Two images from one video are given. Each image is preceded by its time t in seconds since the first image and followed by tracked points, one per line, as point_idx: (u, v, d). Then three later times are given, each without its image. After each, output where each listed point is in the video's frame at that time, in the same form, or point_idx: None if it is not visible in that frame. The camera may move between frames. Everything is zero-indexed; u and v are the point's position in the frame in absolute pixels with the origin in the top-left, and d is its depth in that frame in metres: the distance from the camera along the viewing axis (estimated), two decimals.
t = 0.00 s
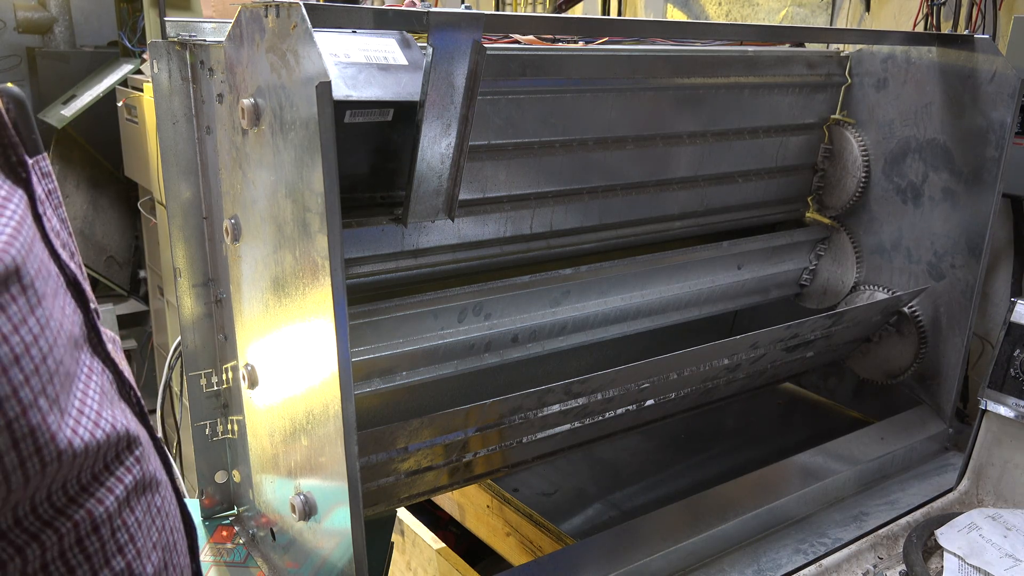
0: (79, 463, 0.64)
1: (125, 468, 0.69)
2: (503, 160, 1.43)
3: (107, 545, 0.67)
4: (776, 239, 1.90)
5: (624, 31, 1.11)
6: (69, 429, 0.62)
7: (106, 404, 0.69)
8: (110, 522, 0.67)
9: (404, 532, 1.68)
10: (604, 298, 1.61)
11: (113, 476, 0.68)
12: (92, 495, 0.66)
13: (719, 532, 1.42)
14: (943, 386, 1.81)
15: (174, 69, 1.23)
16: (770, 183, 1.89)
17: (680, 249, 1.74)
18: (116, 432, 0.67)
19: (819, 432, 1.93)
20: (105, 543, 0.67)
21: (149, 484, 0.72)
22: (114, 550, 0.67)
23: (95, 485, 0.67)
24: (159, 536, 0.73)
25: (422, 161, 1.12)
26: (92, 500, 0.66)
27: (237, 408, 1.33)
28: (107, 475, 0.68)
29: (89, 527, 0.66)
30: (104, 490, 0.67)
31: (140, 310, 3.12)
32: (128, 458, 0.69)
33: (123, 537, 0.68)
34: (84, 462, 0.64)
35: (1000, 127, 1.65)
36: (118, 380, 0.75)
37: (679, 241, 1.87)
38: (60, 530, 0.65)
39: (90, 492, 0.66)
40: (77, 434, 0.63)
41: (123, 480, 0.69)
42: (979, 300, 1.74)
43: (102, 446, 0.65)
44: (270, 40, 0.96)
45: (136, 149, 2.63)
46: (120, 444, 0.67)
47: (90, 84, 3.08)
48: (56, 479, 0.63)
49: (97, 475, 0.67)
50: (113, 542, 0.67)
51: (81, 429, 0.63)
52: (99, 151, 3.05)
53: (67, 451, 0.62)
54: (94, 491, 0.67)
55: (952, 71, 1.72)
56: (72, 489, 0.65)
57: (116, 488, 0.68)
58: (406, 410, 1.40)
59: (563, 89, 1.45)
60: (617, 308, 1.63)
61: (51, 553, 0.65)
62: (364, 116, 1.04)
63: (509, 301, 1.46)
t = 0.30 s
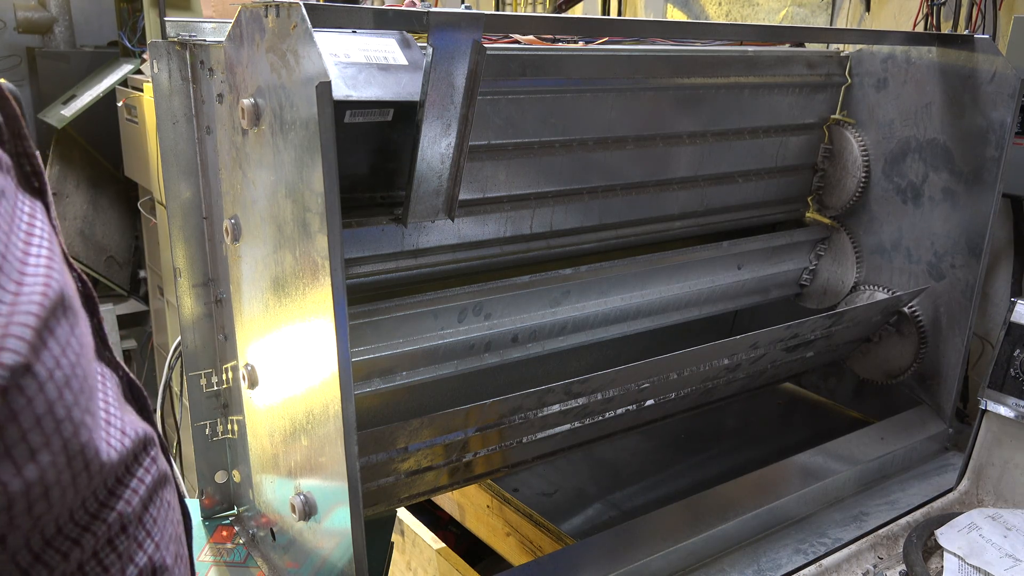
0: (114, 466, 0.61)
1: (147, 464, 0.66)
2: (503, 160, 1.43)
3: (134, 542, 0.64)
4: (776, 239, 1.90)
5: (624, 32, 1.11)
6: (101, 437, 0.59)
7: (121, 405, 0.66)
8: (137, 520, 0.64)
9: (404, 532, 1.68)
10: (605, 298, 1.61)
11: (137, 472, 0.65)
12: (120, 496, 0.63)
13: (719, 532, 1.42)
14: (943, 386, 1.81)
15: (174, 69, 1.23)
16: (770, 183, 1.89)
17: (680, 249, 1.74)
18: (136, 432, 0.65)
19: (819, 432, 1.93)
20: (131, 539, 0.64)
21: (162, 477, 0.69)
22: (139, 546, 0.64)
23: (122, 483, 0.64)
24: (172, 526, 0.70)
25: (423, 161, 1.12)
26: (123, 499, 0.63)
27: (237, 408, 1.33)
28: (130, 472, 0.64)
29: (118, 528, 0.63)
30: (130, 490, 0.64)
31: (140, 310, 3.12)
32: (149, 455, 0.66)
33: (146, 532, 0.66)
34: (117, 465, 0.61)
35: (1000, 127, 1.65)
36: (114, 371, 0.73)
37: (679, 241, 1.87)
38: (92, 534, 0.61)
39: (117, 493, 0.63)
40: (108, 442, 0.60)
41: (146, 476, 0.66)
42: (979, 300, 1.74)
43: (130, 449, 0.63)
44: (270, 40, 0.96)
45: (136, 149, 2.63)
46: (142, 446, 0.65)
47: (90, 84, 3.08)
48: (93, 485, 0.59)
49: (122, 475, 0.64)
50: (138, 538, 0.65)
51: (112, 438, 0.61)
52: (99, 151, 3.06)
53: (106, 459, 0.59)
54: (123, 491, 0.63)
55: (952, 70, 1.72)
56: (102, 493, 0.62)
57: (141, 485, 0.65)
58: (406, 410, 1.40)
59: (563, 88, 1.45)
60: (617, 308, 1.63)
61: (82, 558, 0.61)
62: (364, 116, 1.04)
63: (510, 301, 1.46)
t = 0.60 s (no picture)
0: (146, 447, 0.55)
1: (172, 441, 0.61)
2: (503, 160, 1.43)
3: (163, 523, 0.60)
4: (776, 239, 1.90)
5: (624, 32, 1.11)
6: (140, 409, 0.55)
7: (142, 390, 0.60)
8: (167, 500, 0.60)
9: (404, 532, 1.68)
10: (605, 298, 1.61)
11: (165, 451, 0.60)
12: (155, 477, 0.58)
13: (719, 532, 1.42)
14: (943, 386, 1.80)
15: (174, 69, 1.23)
16: (770, 183, 1.89)
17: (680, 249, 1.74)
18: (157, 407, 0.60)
19: (819, 432, 1.93)
20: (161, 520, 0.59)
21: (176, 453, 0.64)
22: (168, 526, 0.60)
23: (154, 464, 0.58)
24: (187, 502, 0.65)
25: (422, 161, 1.12)
26: (157, 479, 0.58)
27: (237, 408, 1.33)
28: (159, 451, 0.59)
29: (151, 510, 0.58)
30: (160, 469, 0.59)
31: (140, 310, 3.11)
32: (176, 431, 0.61)
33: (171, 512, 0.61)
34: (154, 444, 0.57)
35: (1000, 127, 1.65)
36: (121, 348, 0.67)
37: (679, 241, 1.87)
38: (127, 518, 0.56)
39: (151, 473, 0.58)
40: (141, 421, 0.55)
41: (171, 452, 0.61)
42: (979, 300, 1.74)
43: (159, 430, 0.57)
44: (270, 40, 0.96)
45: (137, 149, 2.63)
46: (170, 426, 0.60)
47: (90, 84, 3.08)
48: (133, 463, 0.55)
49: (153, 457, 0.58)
50: (166, 518, 0.60)
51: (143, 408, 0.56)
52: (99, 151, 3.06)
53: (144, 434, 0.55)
54: (155, 471, 0.58)
55: (953, 70, 1.72)
56: (139, 475, 0.56)
57: (169, 465, 0.60)
58: (406, 410, 1.40)
59: (563, 88, 1.45)
60: (617, 308, 1.63)
61: (113, 547, 0.56)
62: (364, 116, 1.04)
63: (510, 301, 1.46)
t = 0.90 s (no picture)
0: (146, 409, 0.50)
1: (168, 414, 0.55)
2: (503, 160, 1.43)
3: (163, 490, 0.53)
4: (776, 239, 1.90)
5: (624, 32, 1.11)
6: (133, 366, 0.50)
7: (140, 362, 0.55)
8: (166, 468, 0.54)
9: (404, 532, 1.68)
10: (605, 298, 1.61)
11: (161, 421, 0.54)
12: (153, 443, 0.53)
13: (719, 532, 1.42)
14: (943, 386, 1.81)
15: (174, 69, 1.23)
16: (770, 183, 1.89)
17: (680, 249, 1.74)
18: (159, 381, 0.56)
19: (819, 432, 1.93)
20: (161, 486, 0.53)
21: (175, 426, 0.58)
22: (168, 493, 0.54)
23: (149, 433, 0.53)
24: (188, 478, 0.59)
25: (422, 161, 1.12)
26: (152, 448, 0.53)
27: (237, 408, 1.33)
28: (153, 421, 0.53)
29: (150, 478, 0.52)
30: (159, 437, 0.54)
31: (140, 310, 3.11)
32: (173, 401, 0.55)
33: (170, 478, 0.55)
34: (152, 407, 0.52)
35: (1000, 127, 1.65)
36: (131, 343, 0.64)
37: (679, 241, 1.87)
38: (124, 482, 0.50)
39: (149, 439, 0.53)
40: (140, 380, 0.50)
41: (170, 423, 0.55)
42: (979, 300, 1.74)
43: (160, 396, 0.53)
44: (270, 40, 0.96)
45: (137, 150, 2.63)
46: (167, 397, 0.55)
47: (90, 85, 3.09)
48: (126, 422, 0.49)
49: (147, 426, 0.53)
50: (167, 484, 0.54)
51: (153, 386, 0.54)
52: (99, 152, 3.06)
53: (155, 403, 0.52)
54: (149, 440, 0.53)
55: (953, 70, 1.72)
56: (138, 436, 0.51)
57: (165, 434, 0.54)
58: (406, 409, 1.40)
59: (563, 88, 1.45)
60: (617, 308, 1.63)
61: (113, 512, 0.50)
62: (364, 116, 1.04)
63: (510, 300, 1.46)
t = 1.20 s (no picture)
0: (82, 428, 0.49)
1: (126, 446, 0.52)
2: (503, 160, 1.43)
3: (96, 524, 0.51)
4: (776, 239, 1.90)
5: (625, 31, 1.11)
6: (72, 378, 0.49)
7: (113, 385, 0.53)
8: (106, 499, 0.51)
9: (404, 532, 1.68)
10: (605, 298, 1.61)
11: (110, 451, 0.51)
12: (91, 469, 0.50)
13: (719, 532, 1.42)
14: (943, 386, 1.81)
15: (174, 69, 1.23)
16: (770, 183, 1.89)
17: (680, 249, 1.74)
18: (119, 404, 0.52)
19: (819, 432, 1.93)
20: (92, 523, 0.51)
21: (152, 461, 0.55)
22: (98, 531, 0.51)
23: (98, 458, 0.50)
24: (168, 523, 0.56)
25: (422, 161, 1.12)
26: (94, 473, 0.50)
27: (237, 408, 1.33)
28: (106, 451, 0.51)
29: (85, 506, 0.50)
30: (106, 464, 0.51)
31: (139, 310, 3.12)
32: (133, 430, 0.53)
33: (119, 519, 0.52)
34: (88, 432, 0.49)
35: (1000, 127, 1.65)
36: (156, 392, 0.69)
37: (679, 241, 1.87)
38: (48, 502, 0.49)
39: (91, 463, 0.50)
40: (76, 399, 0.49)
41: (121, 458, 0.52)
42: (979, 300, 1.74)
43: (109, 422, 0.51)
44: (270, 40, 0.96)
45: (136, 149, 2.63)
46: (129, 425, 0.52)
47: (90, 84, 3.10)
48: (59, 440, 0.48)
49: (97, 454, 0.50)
50: (106, 524, 0.51)
51: (128, 349, 0.56)
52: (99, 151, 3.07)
53: (137, 373, 0.55)
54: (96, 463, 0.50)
55: (953, 70, 1.72)
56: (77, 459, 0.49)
57: (113, 462, 0.51)
58: (406, 410, 1.40)
59: (563, 89, 1.45)
60: (617, 308, 1.64)
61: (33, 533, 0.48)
62: (364, 117, 1.04)
63: (510, 301, 1.46)
